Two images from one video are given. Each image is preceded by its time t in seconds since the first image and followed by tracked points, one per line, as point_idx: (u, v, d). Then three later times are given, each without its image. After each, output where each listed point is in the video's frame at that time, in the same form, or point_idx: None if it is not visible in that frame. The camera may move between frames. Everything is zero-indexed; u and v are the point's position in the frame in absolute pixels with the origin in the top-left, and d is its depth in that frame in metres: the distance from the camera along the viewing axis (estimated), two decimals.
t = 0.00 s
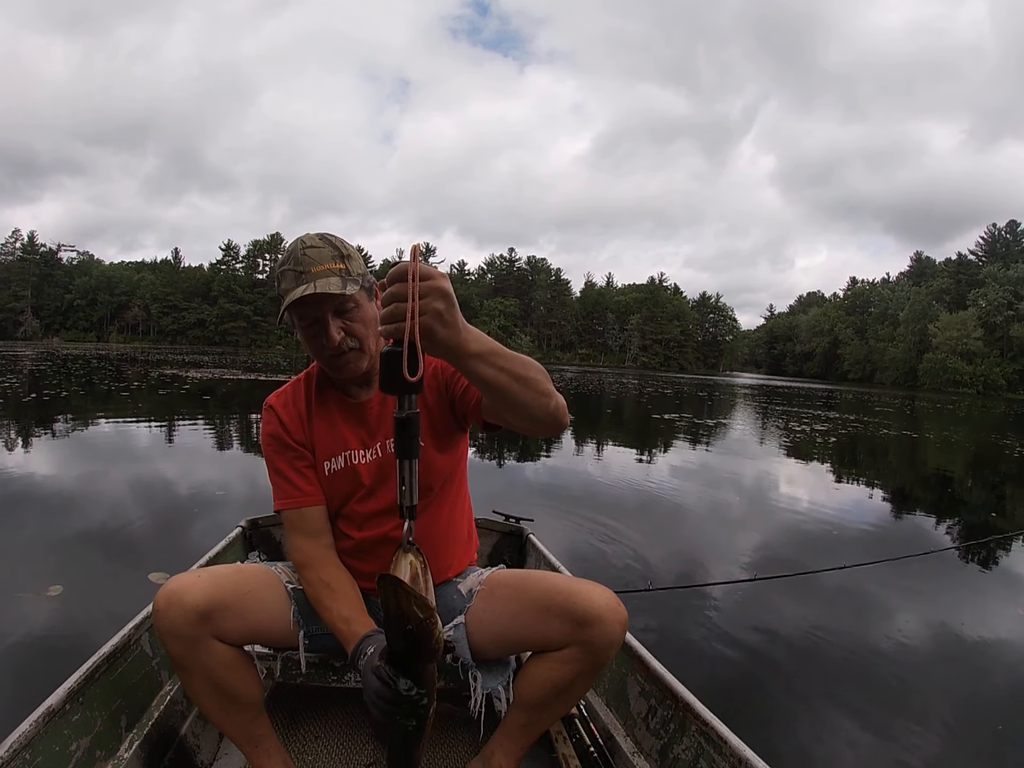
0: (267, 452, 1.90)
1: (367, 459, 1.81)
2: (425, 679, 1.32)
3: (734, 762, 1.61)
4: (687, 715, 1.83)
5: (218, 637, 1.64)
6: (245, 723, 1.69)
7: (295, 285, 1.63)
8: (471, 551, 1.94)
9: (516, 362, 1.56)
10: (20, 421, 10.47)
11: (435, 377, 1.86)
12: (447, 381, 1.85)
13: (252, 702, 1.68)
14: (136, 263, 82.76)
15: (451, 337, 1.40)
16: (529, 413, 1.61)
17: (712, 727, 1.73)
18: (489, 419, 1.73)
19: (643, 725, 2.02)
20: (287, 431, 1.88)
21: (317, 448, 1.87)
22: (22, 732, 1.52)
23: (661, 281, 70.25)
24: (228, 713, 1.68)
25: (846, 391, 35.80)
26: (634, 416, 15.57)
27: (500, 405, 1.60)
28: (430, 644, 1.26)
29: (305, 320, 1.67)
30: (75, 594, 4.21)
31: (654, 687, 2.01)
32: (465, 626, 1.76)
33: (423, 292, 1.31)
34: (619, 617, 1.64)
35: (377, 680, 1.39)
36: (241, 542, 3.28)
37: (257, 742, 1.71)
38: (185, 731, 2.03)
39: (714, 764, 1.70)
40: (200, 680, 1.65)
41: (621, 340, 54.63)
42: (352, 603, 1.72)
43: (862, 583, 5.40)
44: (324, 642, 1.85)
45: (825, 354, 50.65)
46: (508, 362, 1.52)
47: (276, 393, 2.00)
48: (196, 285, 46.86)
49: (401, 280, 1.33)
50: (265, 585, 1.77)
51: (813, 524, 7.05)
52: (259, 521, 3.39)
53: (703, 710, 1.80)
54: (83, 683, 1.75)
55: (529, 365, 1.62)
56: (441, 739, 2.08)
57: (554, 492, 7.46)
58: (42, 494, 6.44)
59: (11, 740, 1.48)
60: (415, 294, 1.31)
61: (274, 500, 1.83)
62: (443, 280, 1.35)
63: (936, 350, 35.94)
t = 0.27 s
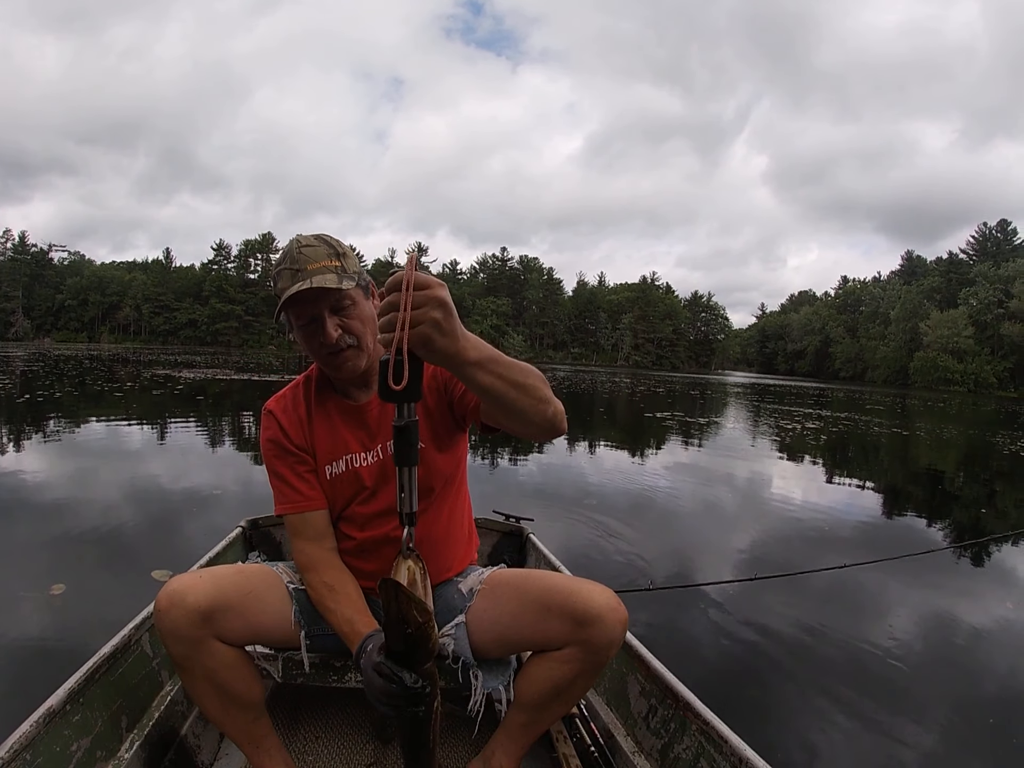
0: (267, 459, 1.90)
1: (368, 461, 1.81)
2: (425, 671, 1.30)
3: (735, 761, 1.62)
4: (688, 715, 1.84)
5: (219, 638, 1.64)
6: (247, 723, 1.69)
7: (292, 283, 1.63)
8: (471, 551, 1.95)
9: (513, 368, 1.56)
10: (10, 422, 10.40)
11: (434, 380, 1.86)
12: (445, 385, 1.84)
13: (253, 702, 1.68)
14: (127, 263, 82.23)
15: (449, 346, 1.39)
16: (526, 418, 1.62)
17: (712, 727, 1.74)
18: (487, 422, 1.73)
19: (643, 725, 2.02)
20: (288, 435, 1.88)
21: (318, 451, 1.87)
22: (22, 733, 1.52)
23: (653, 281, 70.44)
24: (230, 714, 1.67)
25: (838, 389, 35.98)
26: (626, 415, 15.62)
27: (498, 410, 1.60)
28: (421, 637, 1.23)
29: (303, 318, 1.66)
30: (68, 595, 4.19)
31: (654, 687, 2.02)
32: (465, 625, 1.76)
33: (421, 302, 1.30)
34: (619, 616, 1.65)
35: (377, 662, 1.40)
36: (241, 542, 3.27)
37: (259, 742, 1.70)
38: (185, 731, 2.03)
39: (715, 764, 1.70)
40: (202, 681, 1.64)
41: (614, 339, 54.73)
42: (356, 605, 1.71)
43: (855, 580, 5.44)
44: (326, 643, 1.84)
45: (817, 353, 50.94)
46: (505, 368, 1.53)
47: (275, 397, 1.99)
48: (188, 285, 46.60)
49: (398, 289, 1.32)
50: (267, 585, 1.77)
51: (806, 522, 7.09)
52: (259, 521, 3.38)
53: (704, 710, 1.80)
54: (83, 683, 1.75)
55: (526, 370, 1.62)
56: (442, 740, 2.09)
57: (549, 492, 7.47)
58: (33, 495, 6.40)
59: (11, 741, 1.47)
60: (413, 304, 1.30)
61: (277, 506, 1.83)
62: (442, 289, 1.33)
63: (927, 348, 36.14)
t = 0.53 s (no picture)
0: (266, 459, 1.89)
1: (367, 463, 1.81)
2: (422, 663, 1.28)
3: (736, 761, 1.62)
4: (688, 715, 1.84)
5: (219, 639, 1.64)
6: (247, 723, 1.68)
7: (289, 283, 1.62)
8: (471, 552, 1.95)
9: (519, 380, 1.57)
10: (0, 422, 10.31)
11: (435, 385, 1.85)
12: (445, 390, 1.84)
13: (254, 703, 1.68)
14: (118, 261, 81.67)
15: (459, 359, 1.40)
16: (530, 429, 1.63)
17: (713, 727, 1.74)
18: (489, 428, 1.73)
19: (644, 724, 2.03)
20: (287, 436, 1.87)
21: (318, 453, 1.86)
22: (23, 733, 1.52)
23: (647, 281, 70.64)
24: (231, 714, 1.67)
25: (830, 388, 36.13)
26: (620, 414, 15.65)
27: (502, 421, 1.61)
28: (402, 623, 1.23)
29: (299, 318, 1.66)
30: (61, 597, 4.15)
31: (655, 687, 2.02)
32: (465, 625, 1.76)
33: (432, 315, 1.31)
34: (618, 617, 1.65)
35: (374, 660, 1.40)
36: (242, 542, 3.27)
37: (260, 742, 1.70)
38: (187, 732, 2.02)
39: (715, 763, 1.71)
40: (202, 681, 1.64)
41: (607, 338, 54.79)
42: (353, 603, 1.72)
43: (849, 579, 5.46)
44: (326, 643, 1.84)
45: (809, 352, 51.24)
46: (512, 381, 1.54)
47: (273, 398, 1.98)
48: (180, 283, 46.34)
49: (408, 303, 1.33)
50: (267, 585, 1.76)
51: (800, 521, 7.12)
52: (259, 521, 3.37)
53: (704, 710, 1.81)
54: (83, 684, 1.74)
55: (532, 382, 1.63)
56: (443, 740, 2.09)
57: (543, 491, 7.47)
58: (24, 496, 6.36)
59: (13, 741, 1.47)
60: (424, 317, 1.30)
61: (276, 508, 1.83)
62: (452, 302, 1.34)
63: (919, 348, 36.31)
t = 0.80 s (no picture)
0: (264, 457, 1.87)
1: (367, 465, 1.80)
2: (423, 675, 1.34)
3: (735, 761, 1.63)
4: (688, 714, 1.85)
5: (218, 639, 1.63)
6: (246, 723, 1.68)
7: (287, 286, 1.62)
8: (471, 552, 1.94)
9: (524, 398, 1.58)
10: None
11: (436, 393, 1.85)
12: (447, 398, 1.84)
13: (253, 703, 1.67)
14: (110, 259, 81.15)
15: (466, 381, 1.40)
16: (533, 446, 1.64)
17: (712, 727, 1.75)
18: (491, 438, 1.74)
19: (644, 724, 2.03)
20: (285, 435, 1.85)
21: (316, 453, 1.84)
22: (23, 733, 1.51)
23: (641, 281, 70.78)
24: (229, 715, 1.66)
25: (822, 388, 36.28)
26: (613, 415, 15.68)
27: (508, 437, 1.61)
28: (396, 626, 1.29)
29: (298, 321, 1.65)
30: (53, 596, 4.12)
31: (655, 686, 2.02)
32: (465, 625, 1.77)
33: (440, 338, 1.31)
34: (618, 617, 1.65)
35: (378, 676, 1.39)
36: (242, 542, 3.26)
37: (258, 743, 1.69)
38: (186, 731, 2.01)
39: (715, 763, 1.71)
40: (200, 682, 1.63)
41: (601, 338, 54.88)
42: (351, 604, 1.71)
43: (843, 579, 5.49)
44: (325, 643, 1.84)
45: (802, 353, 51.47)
46: (518, 400, 1.55)
47: (270, 394, 1.96)
48: (172, 282, 46.07)
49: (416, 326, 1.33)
50: (265, 586, 1.76)
51: (793, 521, 7.16)
52: (259, 521, 3.36)
53: (704, 710, 1.81)
54: (83, 683, 1.74)
55: (537, 397, 1.64)
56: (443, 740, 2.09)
57: (538, 492, 7.48)
58: (15, 495, 6.31)
59: (13, 741, 1.46)
60: (432, 340, 1.30)
61: (273, 507, 1.82)
62: (462, 325, 1.34)
63: (911, 349, 36.51)
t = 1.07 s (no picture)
0: (263, 455, 1.87)
1: (366, 466, 1.80)
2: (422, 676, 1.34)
3: (734, 761, 1.63)
4: (687, 715, 1.85)
5: (216, 637, 1.63)
6: (243, 723, 1.67)
7: (289, 287, 1.61)
8: (470, 552, 1.94)
9: (527, 405, 1.58)
10: None
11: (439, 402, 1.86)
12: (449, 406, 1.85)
13: (250, 702, 1.67)
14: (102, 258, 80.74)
15: (467, 391, 1.40)
16: (535, 451, 1.65)
17: (712, 727, 1.75)
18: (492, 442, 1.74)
19: (643, 724, 2.03)
20: (285, 433, 1.85)
21: (315, 452, 1.84)
22: (22, 731, 1.51)
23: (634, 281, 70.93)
24: (226, 713, 1.66)
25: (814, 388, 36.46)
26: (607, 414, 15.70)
27: (509, 444, 1.62)
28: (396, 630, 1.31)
29: (300, 322, 1.65)
30: (46, 597, 4.09)
31: (654, 687, 2.03)
32: (463, 625, 1.77)
33: (439, 347, 1.31)
34: (618, 617, 1.65)
35: (377, 677, 1.40)
36: (241, 542, 3.25)
37: (256, 742, 1.69)
38: (185, 731, 2.01)
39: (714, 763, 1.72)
40: (197, 679, 1.63)
41: (594, 338, 54.98)
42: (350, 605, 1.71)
43: (836, 577, 5.52)
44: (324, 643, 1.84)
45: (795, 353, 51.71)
46: (521, 409, 1.55)
47: (270, 391, 1.95)
48: (165, 281, 45.87)
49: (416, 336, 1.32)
50: (264, 585, 1.75)
51: (787, 520, 7.19)
52: (259, 521, 3.35)
53: (703, 710, 1.81)
54: (82, 682, 1.73)
55: (539, 403, 1.64)
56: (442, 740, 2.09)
57: (532, 492, 7.49)
58: (5, 496, 6.26)
59: (11, 740, 1.46)
60: (430, 350, 1.30)
61: (271, 505, 1.81)
62: (462, 334, 1.34)
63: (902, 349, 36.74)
